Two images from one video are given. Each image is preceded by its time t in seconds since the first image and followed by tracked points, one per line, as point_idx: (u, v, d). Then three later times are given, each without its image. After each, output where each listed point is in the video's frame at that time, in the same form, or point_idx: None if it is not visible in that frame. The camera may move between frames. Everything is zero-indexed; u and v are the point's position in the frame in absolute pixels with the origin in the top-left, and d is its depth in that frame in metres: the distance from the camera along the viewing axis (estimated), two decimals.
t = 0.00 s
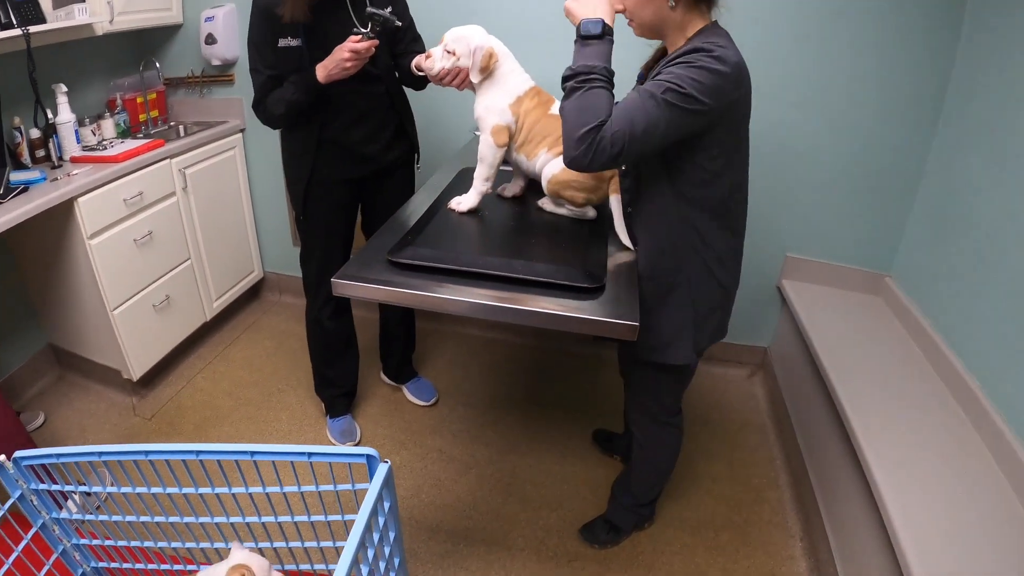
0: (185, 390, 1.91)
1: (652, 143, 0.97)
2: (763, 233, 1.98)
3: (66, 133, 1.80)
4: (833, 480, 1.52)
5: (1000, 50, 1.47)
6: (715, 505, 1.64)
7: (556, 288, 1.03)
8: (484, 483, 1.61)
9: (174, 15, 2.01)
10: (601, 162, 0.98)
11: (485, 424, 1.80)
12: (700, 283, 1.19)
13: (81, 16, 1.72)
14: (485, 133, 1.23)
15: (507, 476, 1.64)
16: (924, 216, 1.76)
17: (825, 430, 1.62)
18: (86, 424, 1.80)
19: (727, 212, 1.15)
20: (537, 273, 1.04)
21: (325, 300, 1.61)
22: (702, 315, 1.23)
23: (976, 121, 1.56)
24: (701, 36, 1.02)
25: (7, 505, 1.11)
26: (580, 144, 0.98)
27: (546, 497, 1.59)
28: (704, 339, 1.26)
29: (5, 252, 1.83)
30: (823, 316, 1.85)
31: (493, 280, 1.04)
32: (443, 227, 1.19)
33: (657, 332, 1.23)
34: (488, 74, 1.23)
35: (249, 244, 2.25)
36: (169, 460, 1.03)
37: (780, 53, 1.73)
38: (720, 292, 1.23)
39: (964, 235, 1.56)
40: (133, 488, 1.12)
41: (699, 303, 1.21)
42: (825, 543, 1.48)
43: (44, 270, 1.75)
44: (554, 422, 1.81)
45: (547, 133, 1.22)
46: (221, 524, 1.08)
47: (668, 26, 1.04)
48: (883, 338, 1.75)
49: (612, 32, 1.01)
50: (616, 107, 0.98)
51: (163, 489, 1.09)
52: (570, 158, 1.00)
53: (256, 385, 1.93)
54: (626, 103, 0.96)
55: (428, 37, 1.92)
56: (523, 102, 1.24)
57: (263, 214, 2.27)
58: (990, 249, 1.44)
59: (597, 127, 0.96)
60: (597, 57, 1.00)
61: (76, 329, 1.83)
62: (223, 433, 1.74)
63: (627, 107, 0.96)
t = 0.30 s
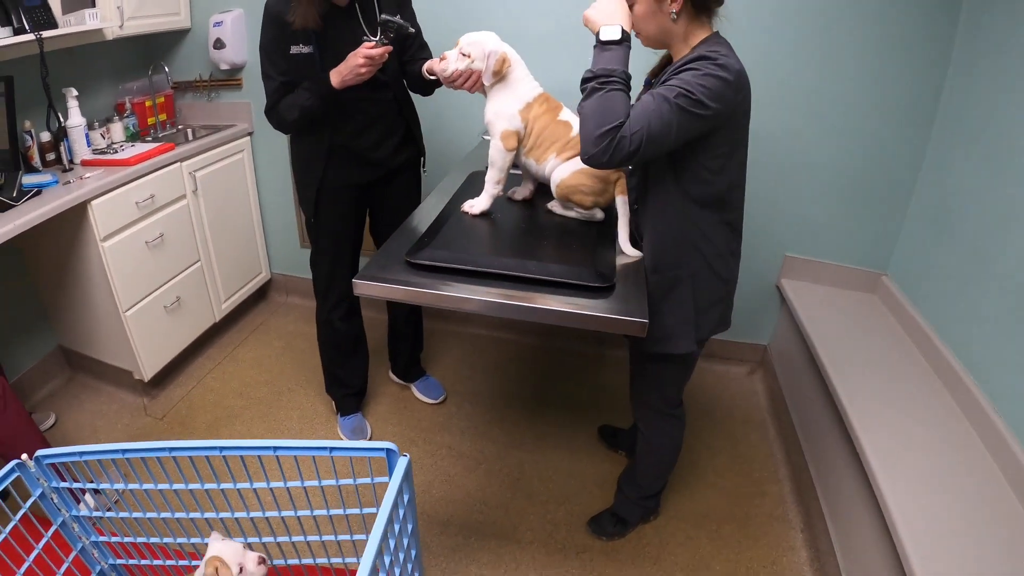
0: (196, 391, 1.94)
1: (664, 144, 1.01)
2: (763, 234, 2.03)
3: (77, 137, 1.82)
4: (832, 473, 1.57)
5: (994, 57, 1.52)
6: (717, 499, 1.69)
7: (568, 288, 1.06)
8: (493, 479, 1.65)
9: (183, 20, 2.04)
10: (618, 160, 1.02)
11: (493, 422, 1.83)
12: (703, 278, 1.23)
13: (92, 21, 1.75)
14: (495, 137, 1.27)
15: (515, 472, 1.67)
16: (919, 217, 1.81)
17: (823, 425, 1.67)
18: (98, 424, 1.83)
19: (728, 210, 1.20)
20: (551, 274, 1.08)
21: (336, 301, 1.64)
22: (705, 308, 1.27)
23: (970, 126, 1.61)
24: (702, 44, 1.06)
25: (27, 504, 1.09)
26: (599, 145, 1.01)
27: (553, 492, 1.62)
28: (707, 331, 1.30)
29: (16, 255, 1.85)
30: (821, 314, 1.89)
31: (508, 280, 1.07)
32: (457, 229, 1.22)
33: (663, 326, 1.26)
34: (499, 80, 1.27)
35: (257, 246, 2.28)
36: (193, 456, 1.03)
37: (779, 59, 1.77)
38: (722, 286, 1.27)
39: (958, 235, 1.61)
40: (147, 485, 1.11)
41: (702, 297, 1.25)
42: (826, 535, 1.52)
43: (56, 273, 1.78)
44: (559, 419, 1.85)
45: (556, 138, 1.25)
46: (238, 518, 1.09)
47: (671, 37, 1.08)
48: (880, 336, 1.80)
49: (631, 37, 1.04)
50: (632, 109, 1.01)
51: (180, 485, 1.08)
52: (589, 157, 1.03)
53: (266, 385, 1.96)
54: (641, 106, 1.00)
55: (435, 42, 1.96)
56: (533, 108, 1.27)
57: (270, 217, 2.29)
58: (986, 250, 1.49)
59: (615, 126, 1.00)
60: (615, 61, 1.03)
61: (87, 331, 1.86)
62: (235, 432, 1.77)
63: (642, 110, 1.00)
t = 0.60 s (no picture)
0: (199, 395, 1.95)
1: (675, 142, 1.03)
2: (762, 236, 2.05)
3: (79, 142, 1.83)
4: (833, 471, 1.59)
5: (989, 61, 1.55)
6: (719, 498, 1.70)
7: (574, 290, 1.08)
8: (496, 480, 1.66)
9: (184, 25, 2.04)
10: (631, 156, 1.04)
11: (496, 423, 1.85)
12: (704, 278, 1.25)
13: (94, 26, 1.76)
14: (498, 141, 1.29)
15: (519, 472, 1.69)
16: (916, 218, 1.84)
17: (823, 424, 1.69)
18: (101, 429, 1.83)
19: (729, 210, 1.21)
20: (556, 276, 1.09)
21: (337, 304, 1.65)
22: (707, 307, 1.29)
23: (965, 128, 1.63)
24: (706, 49, 1.08)
25: (34, 509, 1.07)
26: (613, 141, 1.03)
27: (556, 492, 1.64)
28: (708, 331, 1.32)
29: (18, 260, 1.85)
30: (820, 314, 1.91)
31: (515, 283, 1.08)
32: (462, 233, 1.24)
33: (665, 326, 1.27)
34: (503, 84, 1.28)
35: (259, 250, 2.29)
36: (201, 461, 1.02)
37: (777, 62, 1.79)
38: (723, 286, 1.28)
39: (955, 236, 1.63)
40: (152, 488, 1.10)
41: (703, 297, 1.27)
42: (827, 533, 1.54)
43: (59, 278, 1.78)
44: (561, 420, 1.86)
45: (559, 142, 1.27)
46: (245, 521, 1.08)
47: (678, 43, 1.10)
48: (879, 335, 1.82)
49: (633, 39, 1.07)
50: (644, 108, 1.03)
51: (186, 489, 1.07)
52: (604, 153, 1.04)
53: (268, 389, 1.97)
54: (653, 104, 1.02)
55: (436, 47, 1.97)
56: (537, 113, 1.29)
57: (271, 221, 2.30)
58: (983, 250, 1.51)
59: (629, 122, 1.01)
60: (621, 60, 1.05)
61: (90, 335, 1.86)
62: (238, 435, 1.78)
63: (654, 107, 1.01)
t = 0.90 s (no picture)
0: (199, 402, 1.95)
1: (676, 149, 1.03)
2: (760, 240, 2.05)
3: (78, 149, 1.82)
4: (833, 474, 1.59)
5: (985, 64, 1.56)
6: (720, 502, 1.70)
7: (576, 298, 1.08)
8: (496, 485, 1.67)
9: (183, 32, 2.04)
10: (632, 163, 1.04)
11: (496, 429, 1.85)
12: (704, 283, 1.25)
13: (93, 33, 1.74)
14: (499, 149, 1.29)
15: (520, 478, 1.69)
16: (914, 221, 1.84)
17: (822, 428, 1.70)
18: (101, 437, 1.83)
19: (729, 215, 1.22)
20: (557, 284, 1.09)
21: (334, 312, 1.65)
22: (707, 313, 1.29)
23: (963, 131, 1.64)
24: (709, 57, 1.08)
25: (36, 519, 1.07)
26: (614, 148, 1.03)
27: (556, 497, 1.64)
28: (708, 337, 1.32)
29: (18, 268, 1.85)
30: (819, 317, 1.92)
31: (516, 291, 1.09)
32: (463, 241, 1.24)
33: (665, 331, 1.28)
34: (501, 91, 1.28)
35: (258, 256, 2.30)
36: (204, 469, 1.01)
37: (774, 67, 1.80)
38: (723, 291, 1.29)
39: (953, 239, 1.64)
40: (154, 497, 1.10)
41: (703, 304, 1.27)
42: (827, 536, 1.54)
43: (58, 286, 1.78)
44: (561, 425, 1.87)
45: (557, 151, 1.28)
46: (247, 529, 1.07)
47: (681, 51, 1.11)
48: (877, 338, 1.82)
49: (629, 47, 1.08)
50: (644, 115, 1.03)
51: (187, 498, 1.06)
52: (604, 160, 1.05)
53: (268, 396, 1.97)
54: (653, 112, 1.02)
55: (435, 54, 1.98)
56: (534, 121, 1.29)
57: (270, 227, 2.31)
58: (980, 253, 1.51)
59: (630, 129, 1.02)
60: (619, 68, 1.06)
61: (90, 342, 1.86)
62: (239, 443, 1.78)
63: (655, 115, 1.02)
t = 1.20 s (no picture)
0: (198, 410, 1.95)
1: (682, 168, 1.04)
2: (759, 245, 2.05)
3: (76, 157, 1.82)
4: (834, 480, 1.59)
5: (984, 68, 1.56)
6: (722, 509, 1.70)
7: (577, 307, 1.08)
8: (496, 492, 1.66)
9: (180, 38, 2.04)
10: (642, 189, 1.03)
11: (496, 436, 1.85)
12: (704, 292, 1.25)
13: (90, 40, 1.73)
14: (497, 159, 1.28)
15: (521, 485, 1.68)
16: (914, 225, 1.84)
17: (822, 433, 1.69)
18: (100, 445, 1.82)
19: (729, 224, 1.21)
20: (557, 293, 1.09)
21: (333, 321, 1.64)
22: (707, 321, 1.29)
23: (961, 135, 1.64)
24: (709, 65, 1.09)
25: (35, 531, 1.07)
26: (623, 176, 1.02)
27: (557, 504, 1.63)
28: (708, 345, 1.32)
29: (16, 276, 1.84)
30: (819, 322, 1.92)
31: (517, 300, 1.08)
32: (462, 250, 1.24)
33: (666, 340, 1.28)
34: (494, 101, 1.27)
35: (257, 263, 2.29)
36: (204, 481, 0.99)
37: (772, 72, 1.80)
38: (723, 299, 1.29)
39: (952, 242, 1.64)
40: (153, 508, 1.09)
41: (704, 312, 1.27)
42: (830, 542, 1.54)
43: (56, 294, 1.78)
44: (561, 431, 1.86)
45: (554, 160, 1.28)
46: (247, 540, 1.06)
47: (682, 56, 1.11)
48: (877, 342, 1.82)
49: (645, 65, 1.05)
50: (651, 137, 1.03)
51: (186, 508, 1.05)
52: (616, 188, 1.04)
53: (268, 403, 1.97)
54: (659, 133, 1.02)
55: (433, 60, 1.98)
56: (530, 130, 1.29)
57: (269, 234, 2.30)
58: (980, 257, 1.51)
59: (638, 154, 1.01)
60: (633, 92, 1.04)
61: (89, 350, 1.85)
62: (238, 451, 1.78)
63: (660, 138, 1.01)
